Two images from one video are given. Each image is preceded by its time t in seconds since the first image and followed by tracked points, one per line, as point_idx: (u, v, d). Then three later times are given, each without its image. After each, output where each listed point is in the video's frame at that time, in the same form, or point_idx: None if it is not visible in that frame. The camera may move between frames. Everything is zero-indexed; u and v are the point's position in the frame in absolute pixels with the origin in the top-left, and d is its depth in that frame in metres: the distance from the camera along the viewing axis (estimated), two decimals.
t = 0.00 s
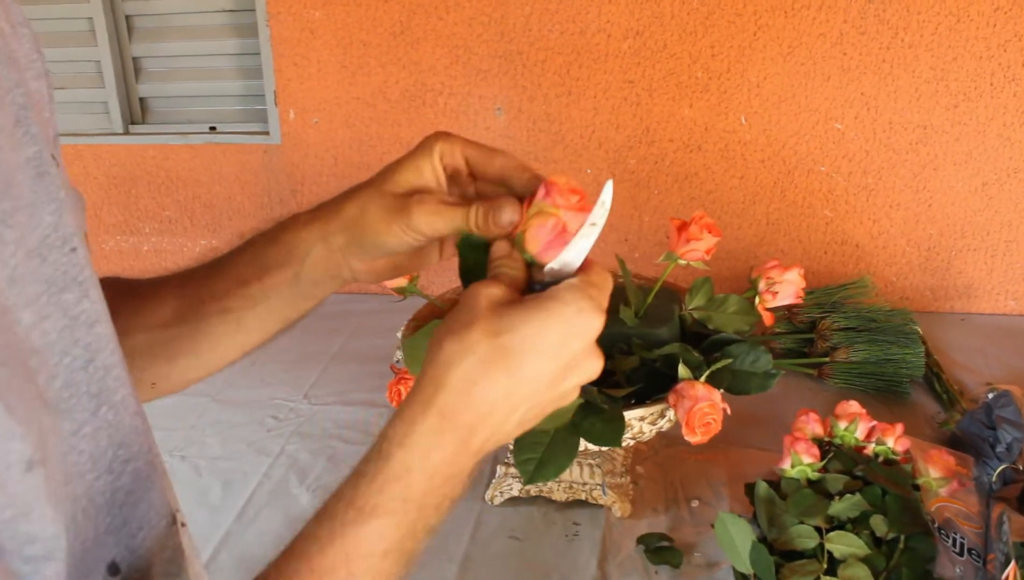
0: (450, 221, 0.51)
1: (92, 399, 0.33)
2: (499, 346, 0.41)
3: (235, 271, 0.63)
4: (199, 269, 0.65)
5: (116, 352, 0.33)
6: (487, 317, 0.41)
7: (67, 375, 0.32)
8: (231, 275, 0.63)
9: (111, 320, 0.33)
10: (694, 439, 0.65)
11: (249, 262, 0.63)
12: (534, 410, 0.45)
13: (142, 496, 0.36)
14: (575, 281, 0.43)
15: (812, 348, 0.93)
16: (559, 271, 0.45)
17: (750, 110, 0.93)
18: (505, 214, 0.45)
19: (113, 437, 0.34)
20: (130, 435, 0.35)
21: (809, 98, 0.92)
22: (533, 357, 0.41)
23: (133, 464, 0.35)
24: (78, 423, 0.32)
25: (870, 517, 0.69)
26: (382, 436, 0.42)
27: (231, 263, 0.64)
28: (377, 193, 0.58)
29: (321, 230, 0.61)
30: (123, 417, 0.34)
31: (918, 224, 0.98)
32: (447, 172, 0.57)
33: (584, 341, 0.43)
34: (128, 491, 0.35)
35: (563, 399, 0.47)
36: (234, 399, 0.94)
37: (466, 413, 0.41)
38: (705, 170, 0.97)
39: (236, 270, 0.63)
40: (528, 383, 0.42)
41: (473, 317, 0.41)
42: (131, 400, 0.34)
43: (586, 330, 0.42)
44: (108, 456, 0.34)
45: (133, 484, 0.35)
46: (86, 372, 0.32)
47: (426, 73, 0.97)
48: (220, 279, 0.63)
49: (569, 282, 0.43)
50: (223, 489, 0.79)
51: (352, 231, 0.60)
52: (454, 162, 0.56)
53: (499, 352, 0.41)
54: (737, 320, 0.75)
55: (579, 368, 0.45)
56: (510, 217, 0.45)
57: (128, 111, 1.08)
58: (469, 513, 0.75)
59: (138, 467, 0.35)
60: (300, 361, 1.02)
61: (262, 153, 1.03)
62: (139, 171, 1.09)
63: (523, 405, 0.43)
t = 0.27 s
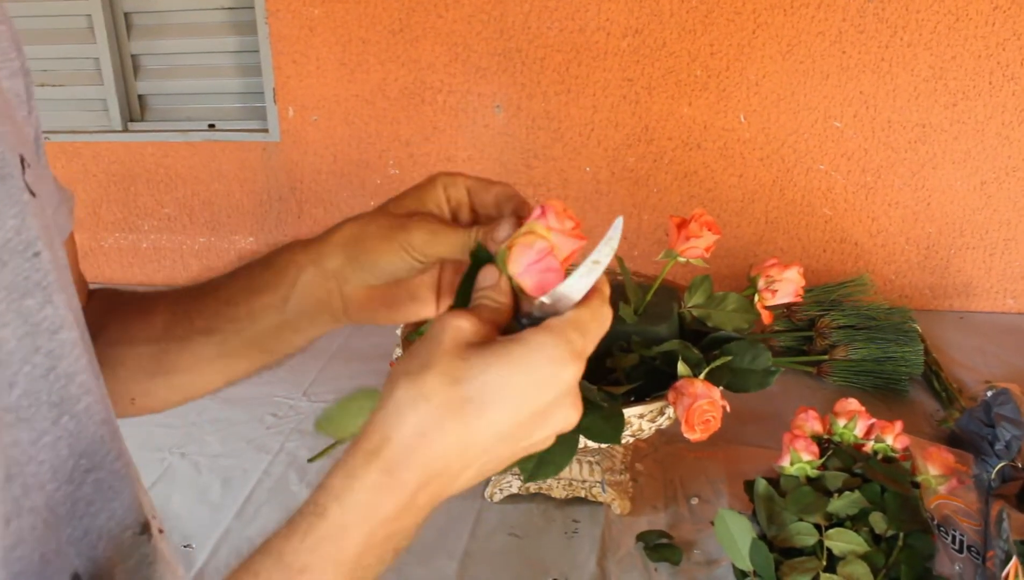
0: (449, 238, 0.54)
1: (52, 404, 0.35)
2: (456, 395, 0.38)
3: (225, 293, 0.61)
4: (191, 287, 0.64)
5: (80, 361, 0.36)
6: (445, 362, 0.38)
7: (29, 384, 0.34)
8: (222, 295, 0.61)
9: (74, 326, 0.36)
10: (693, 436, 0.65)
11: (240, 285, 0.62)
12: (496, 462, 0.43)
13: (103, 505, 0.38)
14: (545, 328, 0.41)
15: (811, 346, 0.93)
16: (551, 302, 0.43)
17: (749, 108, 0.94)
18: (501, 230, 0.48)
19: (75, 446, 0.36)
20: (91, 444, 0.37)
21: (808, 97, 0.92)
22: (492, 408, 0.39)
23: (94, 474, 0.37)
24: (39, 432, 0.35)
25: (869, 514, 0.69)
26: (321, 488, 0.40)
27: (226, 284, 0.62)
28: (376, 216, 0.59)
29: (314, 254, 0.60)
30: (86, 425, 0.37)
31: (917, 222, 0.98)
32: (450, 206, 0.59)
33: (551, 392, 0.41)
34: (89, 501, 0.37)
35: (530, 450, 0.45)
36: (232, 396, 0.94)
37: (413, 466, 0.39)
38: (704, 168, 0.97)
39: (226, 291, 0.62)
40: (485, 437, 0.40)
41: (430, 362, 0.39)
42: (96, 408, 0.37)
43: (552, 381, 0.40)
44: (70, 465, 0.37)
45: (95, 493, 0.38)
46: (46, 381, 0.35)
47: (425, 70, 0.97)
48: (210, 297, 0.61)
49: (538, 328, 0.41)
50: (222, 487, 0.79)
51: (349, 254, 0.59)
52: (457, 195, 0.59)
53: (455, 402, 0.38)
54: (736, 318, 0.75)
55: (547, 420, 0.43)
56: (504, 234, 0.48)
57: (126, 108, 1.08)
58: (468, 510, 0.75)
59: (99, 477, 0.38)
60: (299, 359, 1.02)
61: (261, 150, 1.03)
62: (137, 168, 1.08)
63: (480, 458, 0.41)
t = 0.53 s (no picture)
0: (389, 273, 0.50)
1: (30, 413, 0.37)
2: (447, 437, 0.39)
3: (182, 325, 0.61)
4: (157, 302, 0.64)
5: (56, 367, 0.38)
6: (441, 403, 0.39)
7: (6, 392, 0.36)
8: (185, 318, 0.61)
9: (53, 334, 0.38)
10: (693, 433, 0.65)
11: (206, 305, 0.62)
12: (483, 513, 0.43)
13: (80, 512, 0.41)
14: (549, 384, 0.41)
15: (811, 343, 0.93)
16: (568, 355, 0.45)
17: (750, 106, 0.93)
18: (468, 255, 0.44)
19: (52, 453, 0.39)
20: (68, 451, 0.39)
21: (808, 94, 0.92)
22: (483, 456, 0.39)
23: (71, 481, 0.40)
24: (14, 439, 0.37)
25: (868, 511, 0.69)
26: (298, 516, 0.40)
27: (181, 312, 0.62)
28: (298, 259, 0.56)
29: (263, 306, 0.60)
30: (61, 433, 0.39)
31: (917, 220, 0.98)
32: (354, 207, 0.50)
33: (545, 447, 0.40)
34: (66, 507, 0.40)
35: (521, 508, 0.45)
36: (232, 393, 0.94)
37: (393, 504, 0.39)
38: (704, 166, 0.97)
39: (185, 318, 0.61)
40: (472, 485, 0.40)
41: (425, 402, 0.39)
42: (73, 415, 0.39)
43: (548, 436, 0.40)
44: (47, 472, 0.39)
45: (71, 500, 0.40)
46: (23, 387, 0.37)
47: (425, 68, 0.97)
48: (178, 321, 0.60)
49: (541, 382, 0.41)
50: (222, 484, 0.79)
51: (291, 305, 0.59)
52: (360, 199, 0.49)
53: (445, 444, 0.39)
54: (735, 315, 0.75)
55: (540, 476, 0.42)
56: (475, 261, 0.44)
57: (126, 106, 1.08)
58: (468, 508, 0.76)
59: (76, 484, 0.40)
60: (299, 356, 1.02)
61: (261, 149, 1.03)
62: (138, 167, 1.09)
63: (466, 506, 0.41)
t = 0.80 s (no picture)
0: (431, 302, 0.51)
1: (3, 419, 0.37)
2: (402, 435, 0.39)
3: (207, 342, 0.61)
4: (181, 314, 0.64)
5: (33, 372, 0.38)
6: (397, 407, 0.40)
7: None
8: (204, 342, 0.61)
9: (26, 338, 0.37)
10: (687, 433, 0.65)
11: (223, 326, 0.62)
12: (456, 519, 0.42)
13: (57, 520, 0.40)
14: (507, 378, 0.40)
15: (805, 342, 0.93)
16: (529, 351, 0.42)
17: (743, 104, 0.93)
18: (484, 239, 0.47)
19: (28, 459, 0.38)
20: (44, 458, 0.39)
21: (802, 92, 0.92)
22: (436, 451, 0.39)
23: (47, 488, 0.40)
24: None
25: (862, 510, 0.69)
26: (268, 526, 0.42)
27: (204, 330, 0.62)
28: (353, 281, 0.58)
29: (295, 325, 0.61)
30: (37, 439, 0.38)
31: (911, 217, 0.98)
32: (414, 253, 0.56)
33: (502, 441, 0.39)
34: (42, 514, 0.40)
35: (500, 513, 0.43)
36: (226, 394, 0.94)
37: (353, 506, 0.39)
38: (697, 164, 0.97)
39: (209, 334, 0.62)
40: (431, 484, 0.39)
41: (385, 408, 0.40)
42: (49, 421, 0.39)
43: (503, 428, 0.39)
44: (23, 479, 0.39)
45: (48, 507, 0.40)
46: None
47: (419, 67, 0.97)
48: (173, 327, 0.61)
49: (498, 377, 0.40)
50: (216, 485, 0.79)
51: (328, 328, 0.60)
52: (436, 236, 0.56)
53: (399, 442, 0.39)
54: (729, 313, 0.75)
55: (509, 478, 0.41)
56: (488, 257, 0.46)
57: (119, 106, 1.07)
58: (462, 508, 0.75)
59: (52, 491, 0.40)
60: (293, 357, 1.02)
61: (255, 148, 1.03)
62: (131, 167, 1.08)
63: (429, 509, 0.40)
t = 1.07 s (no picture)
0: (439, 325, 0.47)
1: (7, 425, 0.37)
2: (431, 462, 0.38)
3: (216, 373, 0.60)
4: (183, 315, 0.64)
5: (36, 377, 0.38)
6: (429, 430, 0.38)
7: None
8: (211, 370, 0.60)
9: (33, 343, 0.38)
10: (691, 435, 0.66)
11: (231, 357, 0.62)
12: (465, 540, 0.42)
13: (60, 525, 0.40)
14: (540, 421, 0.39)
15: (808, 342, 0.93)
16: (564, 390, 0.41)
17: (746, 105, 0.93)
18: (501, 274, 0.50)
19: (31, 465, 0.38)
20: (47, 463, 0.39)
21: (805, 93, 0.92)
22: (461, 487, 0.38)
23: (50, 494, 0.39)
24: None
25: (865, 511, 0.69)
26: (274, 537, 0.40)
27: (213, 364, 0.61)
28: (364, 310, 0.56)
29: (306, 362, 0.60)
30: (40, 444, 0.38)
31: (913, 218, 0.98)
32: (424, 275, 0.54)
33: (527, 486, 0.39)
34: (45, 520, 0.39)
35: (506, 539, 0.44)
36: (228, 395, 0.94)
37: (371, 523, 0.39)
38: (700, 165, 0.97)
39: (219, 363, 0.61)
40: (451, 512, 0.39)
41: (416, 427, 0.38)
42: (52, 426, 0.39)
43: (530, 476, 0.39)
44: (26, 484, 0.39)
45: (51, 513, 0.40)
46: None
47: (421, 68, 0.97)
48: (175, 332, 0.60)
49: (531, 419, 0.39)
50: (219, 485, 0.79)
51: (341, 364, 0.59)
52: (435, 258, 0.53)
53: (428, 470, 0.38)
54: (732, 314, 0.75)
55: (525, 511, 0.41)
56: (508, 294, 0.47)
57: (122, 107, 1.07)
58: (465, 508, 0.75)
59: (55, 497, 0.40)
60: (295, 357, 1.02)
61: (257, 149, 1.03)
62: (133, 168, 1.08)
63: (444, 532, 0.40)
